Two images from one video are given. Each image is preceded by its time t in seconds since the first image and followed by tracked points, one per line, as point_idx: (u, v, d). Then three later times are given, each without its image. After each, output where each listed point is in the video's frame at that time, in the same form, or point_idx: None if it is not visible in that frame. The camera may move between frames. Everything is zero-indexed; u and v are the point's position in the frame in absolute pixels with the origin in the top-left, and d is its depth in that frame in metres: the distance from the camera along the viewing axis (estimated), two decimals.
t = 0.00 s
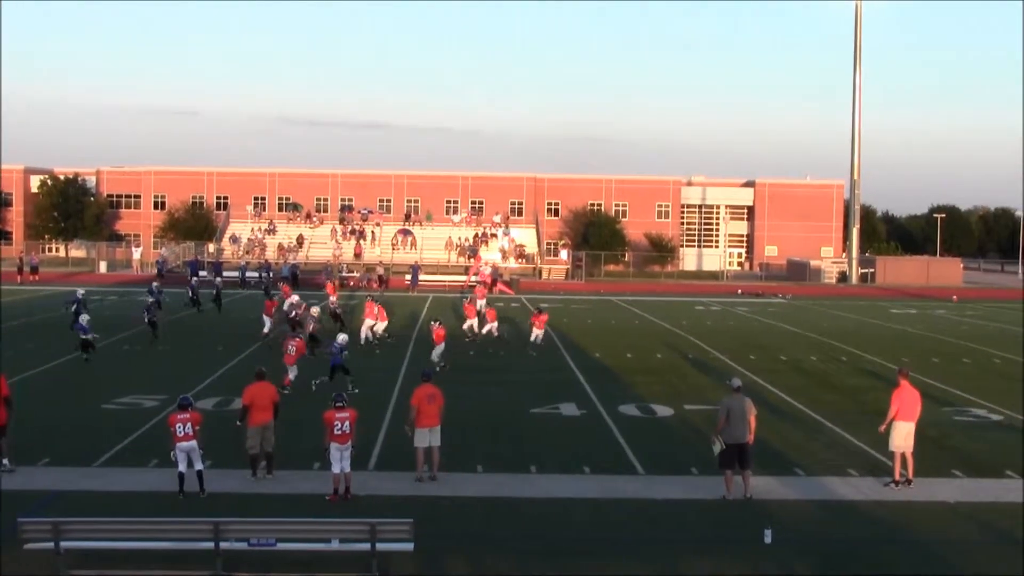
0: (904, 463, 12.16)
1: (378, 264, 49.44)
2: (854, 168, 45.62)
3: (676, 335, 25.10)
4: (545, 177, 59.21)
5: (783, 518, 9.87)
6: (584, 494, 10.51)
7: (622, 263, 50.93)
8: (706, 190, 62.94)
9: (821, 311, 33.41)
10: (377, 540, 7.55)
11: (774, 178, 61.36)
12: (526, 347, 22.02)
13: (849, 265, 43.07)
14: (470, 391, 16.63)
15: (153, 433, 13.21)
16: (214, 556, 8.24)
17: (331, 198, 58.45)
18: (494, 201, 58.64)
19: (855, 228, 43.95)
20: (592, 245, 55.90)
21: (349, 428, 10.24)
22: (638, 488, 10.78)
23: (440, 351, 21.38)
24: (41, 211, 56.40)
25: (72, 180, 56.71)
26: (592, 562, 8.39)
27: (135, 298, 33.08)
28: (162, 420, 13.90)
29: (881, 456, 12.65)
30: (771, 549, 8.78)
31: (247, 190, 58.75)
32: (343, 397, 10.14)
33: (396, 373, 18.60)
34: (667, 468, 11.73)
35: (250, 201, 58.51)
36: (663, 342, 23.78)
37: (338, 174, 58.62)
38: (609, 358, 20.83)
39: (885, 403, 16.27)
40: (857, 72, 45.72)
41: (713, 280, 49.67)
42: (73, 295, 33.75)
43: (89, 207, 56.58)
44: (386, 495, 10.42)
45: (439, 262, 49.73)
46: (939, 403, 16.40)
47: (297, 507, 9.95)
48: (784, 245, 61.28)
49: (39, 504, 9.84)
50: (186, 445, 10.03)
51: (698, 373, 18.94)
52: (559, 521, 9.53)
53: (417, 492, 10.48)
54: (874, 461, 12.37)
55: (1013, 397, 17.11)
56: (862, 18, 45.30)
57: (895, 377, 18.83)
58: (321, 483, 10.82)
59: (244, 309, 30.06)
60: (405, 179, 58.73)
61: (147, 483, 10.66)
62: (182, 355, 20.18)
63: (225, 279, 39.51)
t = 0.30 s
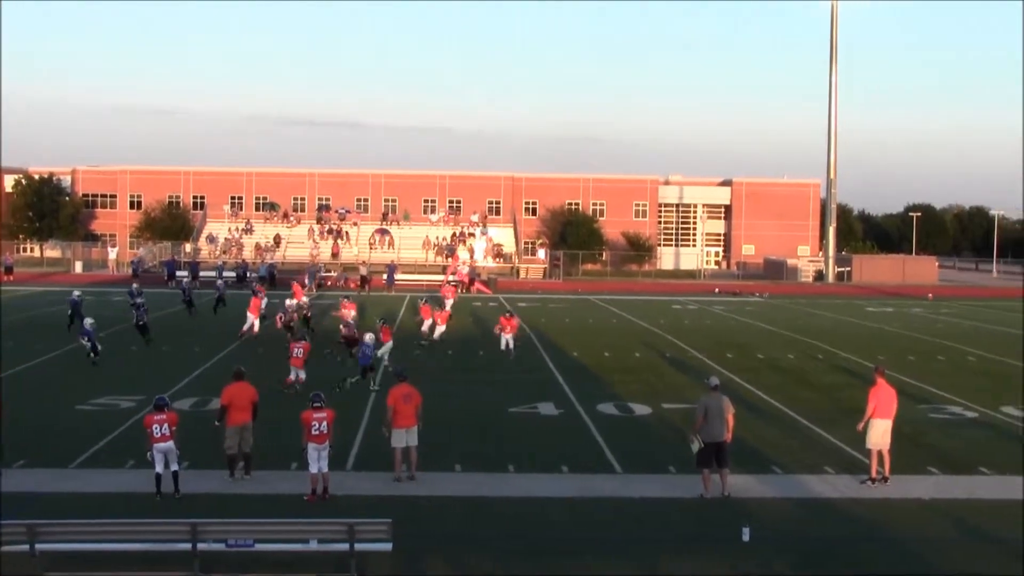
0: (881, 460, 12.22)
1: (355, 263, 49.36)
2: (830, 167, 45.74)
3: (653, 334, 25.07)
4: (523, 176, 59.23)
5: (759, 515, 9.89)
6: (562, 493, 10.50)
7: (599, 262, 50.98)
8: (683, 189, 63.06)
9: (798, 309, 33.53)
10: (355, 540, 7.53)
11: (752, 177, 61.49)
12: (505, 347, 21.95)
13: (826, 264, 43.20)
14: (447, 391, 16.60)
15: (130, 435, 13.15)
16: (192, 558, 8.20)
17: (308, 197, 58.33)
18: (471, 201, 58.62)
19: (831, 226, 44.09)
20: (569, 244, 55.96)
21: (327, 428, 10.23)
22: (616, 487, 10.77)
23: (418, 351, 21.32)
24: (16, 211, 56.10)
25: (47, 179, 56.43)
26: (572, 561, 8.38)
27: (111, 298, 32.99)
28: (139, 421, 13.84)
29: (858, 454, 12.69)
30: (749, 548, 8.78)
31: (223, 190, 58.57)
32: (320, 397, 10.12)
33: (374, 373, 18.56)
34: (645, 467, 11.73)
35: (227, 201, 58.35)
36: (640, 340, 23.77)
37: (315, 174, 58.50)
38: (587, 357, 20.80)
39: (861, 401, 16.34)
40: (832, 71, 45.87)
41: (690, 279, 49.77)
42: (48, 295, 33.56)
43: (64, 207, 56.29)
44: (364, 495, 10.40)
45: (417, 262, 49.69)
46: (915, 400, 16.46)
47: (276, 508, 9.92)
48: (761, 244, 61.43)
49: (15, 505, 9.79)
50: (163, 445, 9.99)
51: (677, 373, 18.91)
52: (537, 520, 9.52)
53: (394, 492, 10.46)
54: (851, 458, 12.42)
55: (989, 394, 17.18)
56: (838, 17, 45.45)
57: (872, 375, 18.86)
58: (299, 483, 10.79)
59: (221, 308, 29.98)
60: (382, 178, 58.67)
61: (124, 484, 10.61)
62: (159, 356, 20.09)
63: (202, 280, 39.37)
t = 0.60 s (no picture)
0: (866, 459, 12.26)
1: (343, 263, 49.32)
2: (817, 167, 45.82)
3: (640, 334, 25.08)
4: (509, 175, 59.26)
5: (746, 514, 9.91)
6: (548, 492, 10.53)
7: (586, 261, 50.99)
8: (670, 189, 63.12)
9: (783, 308, 33.62)
10: (343, 540, 7.54)
11: (738, 178, 61.58)
12: (491, 348, 21.94)
13: (813, 265, 43.27)
14: (434, 391, 16.59)
15: (116, 435, 13.15)
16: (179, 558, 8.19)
17: (295, 197, 58.27)
18: (458, 201, 58.64)
19: (818, 226, 44.18)
20: (556, 244, 55.99)
21: (314, 428, 10.23)
22: (602, 487, 10.79)
23: (406, 350, 21.29)
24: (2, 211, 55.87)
25: (33, 179, 56.23)
26: (561, 561, 8.39)
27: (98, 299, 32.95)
28: (126, 421, 13.85)
29: (844, 453, 12.73)
30: (735, 546, 8.81)
31: (210, 190, 58.46)
32: (306, 397, 10.12)
33: (361, 374, 18.56)
34: (631, 466, 11.76)
35: (213, 201, 58.27)
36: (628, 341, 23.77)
37: (302, 174, 58.44)
38: (575, 358, 20.79)
39: (848, 400, 16.37)
40: (818, 71, 45.97)
41: (677, 279, 49.81)
42: (35, 296, 33.42)
43: (50, 208, 56.12)
44: (352, 495, 10.41)
45: (404, 262, 49.64)
46: (901, 400, 16.51)
47: (263, 508, 9.91)
48: (748, 244, 61.52)
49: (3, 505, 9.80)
50: (152, 445, 9.99)
51: (664, 373, 18.93)
52: (524, 519, 9.53)
53: (381, 492, 10.47)
54: (837, 457, 12.45)
55: (975, 394, 17.23)
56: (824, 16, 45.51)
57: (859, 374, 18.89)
58: (287, 483, 10.79)
59: (207, 308, 29.97)
60: (369, 179, 58.64)
61: (110, 484, 10.61)
62: (146, 356, 20.09)
63: (189, 280, 39.28)
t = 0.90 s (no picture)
0: (855, 459, 12.28)
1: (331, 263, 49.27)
2: (805, 167, 45.86)
3: (629, 334, 25.07)
4: (498, 176, 59.26)
5: (735, 514, 9.91)
6: (537, 492, 10.52)
7: (575, 261, 51.02)
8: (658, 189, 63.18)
9: (771, 308, 33.72)
10: (331, 540, 7.53)
11: (726, 178, 61.63)
12: (480, 348, 21.92)
13: (802, 265, 43.33)
14: (424, 391, 16.56)
15: (106, 435, 13.15)
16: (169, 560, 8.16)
17: (283, 197, 58.23)
18: (447, 201, 58.64)
19: (806, 226, 44.25)
20: (545, 244, 56.01)
21: (302, 428, 10.22)
22: (590, 487, 10.79)
23: (394, 351, 21.26)
24: None
25: (20, 179, 56.03)
26: (550, 561, 8.39)
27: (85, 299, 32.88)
28: (115, 421, 13.85)
29: (833, 452, 12.74)
30: (723, 547, 8.81)
31: (198, 190, 58.36)
32: (295, 398, 10.10)
33: (350, 374, 18.54)
34: (621, 466, 11.77)
35: (201, 201, 58.16)
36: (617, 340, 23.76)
37: (290, 174, 58.39)
38: (565, 358, 20.77)
39: (836, 400, 16.38)
40: (807, 71, 46.02)
41: (666, 279, 49.83)
42: (22, 296, 33.32)
43: (38, 208, 55.94)
44: (340, 495, 10.40)
45: (393, 262, 49.57)
46: (890, 399, 16.51)
47: (252, 509, 9.88)
48: (736, 244, 61.62)
49: None
50: (140, 446, 9.97)
51: (654, 373, 18.92)
52: (513, 520, 9.52)
53: (370, 492, 10.46)
54: (825, 457, 12.47)
55: (963, 393, 17.25)
56: (812, 16, 45.56)
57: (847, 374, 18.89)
58: (276, 484, 10.78)
59: (195, 308, 29.93)
60: (357, 179, 58.64)
61: (99, 484, 10.60)
62: (134, 356, 20.06)
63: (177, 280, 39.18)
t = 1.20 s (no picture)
0: (859, 459, 12.26)
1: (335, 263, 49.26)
2: (809, 167, 45.84)
3: (633, 334, 25.03)
4: (502, 175, 59.27)
5: (738, 514, 9.90)
6: (540, 492, 10.52)
7: (579, 261, 51.03)
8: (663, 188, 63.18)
9: (775, 308, 33.70)
10: (335, 540, 7.53)
11: (731, 177, 61.72)
12: (484, 348, 21.89)
13: (806, 264, 43.31)
14: (429, 391, 16.53)
15: (110, 435, 13.14)
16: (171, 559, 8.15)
17: (288, 196, 58.28)
18: (451, 201, 58.67)
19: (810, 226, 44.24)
20: (549, 243, 56.00)
21: (306, 428, 10.22)
22: (593, 486, 10.78)
23: (398, 351, 21.22)
24: None
25: (25, 179, 55.98)
26: (552, 560, 8.38)
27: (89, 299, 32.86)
28: (119, 420, 13.85)
29: (837, 452, 12.73)
30: (725, 547, 8.80)
31: (202, 190, 58.35)
32: (298, 398, 10.10)
33: (354, 373, 18.53)
34: (624, 467, 11.76)
35: (206, 200, 58.18)
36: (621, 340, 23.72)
37: (294, 174, 58.42)
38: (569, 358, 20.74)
39: (840, 400, 16.36)
40: (812, 71, 46.00)
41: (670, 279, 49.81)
42: (26, 296, 33.30)
43: (42, 207, 55.90)
44: (343, 495, 10.40)
45: (397, 262, 49.55)
46: (893, 399, 16.49)
47: (254, 508, 9.89)
48: (740, 244, 61.63)
49: None
50: (141, 446, 9.97)
51: (658, 373, 18.89)
52: (515, 520, 9.51)
53: (373, 492, 10.46)
54: (830, 457, 12.45)
55: (967, 394, 17.22)
56: (817, 16, 45.52)
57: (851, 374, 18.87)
58: (279, 483, 10.79)
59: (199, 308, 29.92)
60: (362, 178, 58.68)
61: (102, 484, 10.61)
62: (138, 356, 20.03)
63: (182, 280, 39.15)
